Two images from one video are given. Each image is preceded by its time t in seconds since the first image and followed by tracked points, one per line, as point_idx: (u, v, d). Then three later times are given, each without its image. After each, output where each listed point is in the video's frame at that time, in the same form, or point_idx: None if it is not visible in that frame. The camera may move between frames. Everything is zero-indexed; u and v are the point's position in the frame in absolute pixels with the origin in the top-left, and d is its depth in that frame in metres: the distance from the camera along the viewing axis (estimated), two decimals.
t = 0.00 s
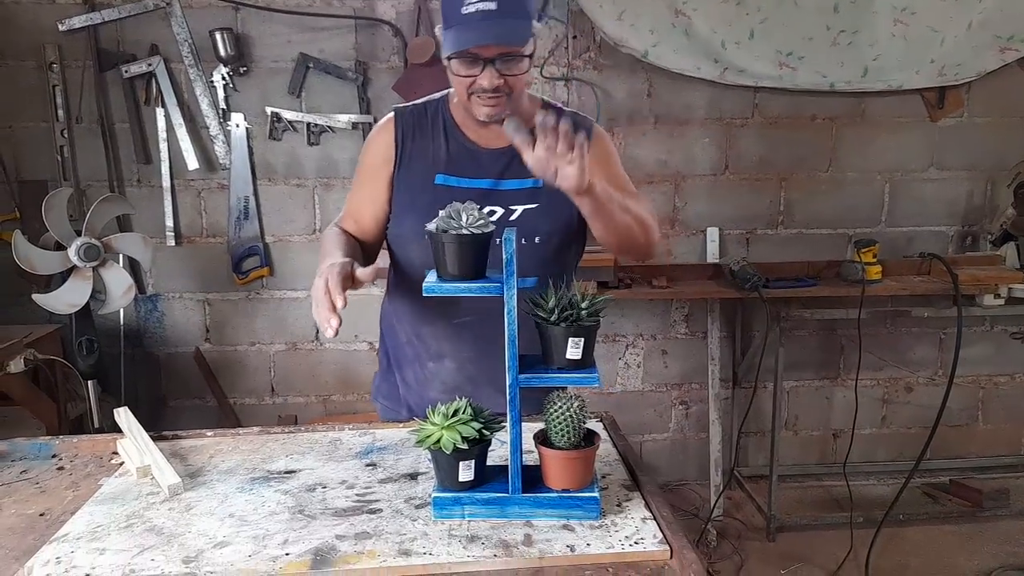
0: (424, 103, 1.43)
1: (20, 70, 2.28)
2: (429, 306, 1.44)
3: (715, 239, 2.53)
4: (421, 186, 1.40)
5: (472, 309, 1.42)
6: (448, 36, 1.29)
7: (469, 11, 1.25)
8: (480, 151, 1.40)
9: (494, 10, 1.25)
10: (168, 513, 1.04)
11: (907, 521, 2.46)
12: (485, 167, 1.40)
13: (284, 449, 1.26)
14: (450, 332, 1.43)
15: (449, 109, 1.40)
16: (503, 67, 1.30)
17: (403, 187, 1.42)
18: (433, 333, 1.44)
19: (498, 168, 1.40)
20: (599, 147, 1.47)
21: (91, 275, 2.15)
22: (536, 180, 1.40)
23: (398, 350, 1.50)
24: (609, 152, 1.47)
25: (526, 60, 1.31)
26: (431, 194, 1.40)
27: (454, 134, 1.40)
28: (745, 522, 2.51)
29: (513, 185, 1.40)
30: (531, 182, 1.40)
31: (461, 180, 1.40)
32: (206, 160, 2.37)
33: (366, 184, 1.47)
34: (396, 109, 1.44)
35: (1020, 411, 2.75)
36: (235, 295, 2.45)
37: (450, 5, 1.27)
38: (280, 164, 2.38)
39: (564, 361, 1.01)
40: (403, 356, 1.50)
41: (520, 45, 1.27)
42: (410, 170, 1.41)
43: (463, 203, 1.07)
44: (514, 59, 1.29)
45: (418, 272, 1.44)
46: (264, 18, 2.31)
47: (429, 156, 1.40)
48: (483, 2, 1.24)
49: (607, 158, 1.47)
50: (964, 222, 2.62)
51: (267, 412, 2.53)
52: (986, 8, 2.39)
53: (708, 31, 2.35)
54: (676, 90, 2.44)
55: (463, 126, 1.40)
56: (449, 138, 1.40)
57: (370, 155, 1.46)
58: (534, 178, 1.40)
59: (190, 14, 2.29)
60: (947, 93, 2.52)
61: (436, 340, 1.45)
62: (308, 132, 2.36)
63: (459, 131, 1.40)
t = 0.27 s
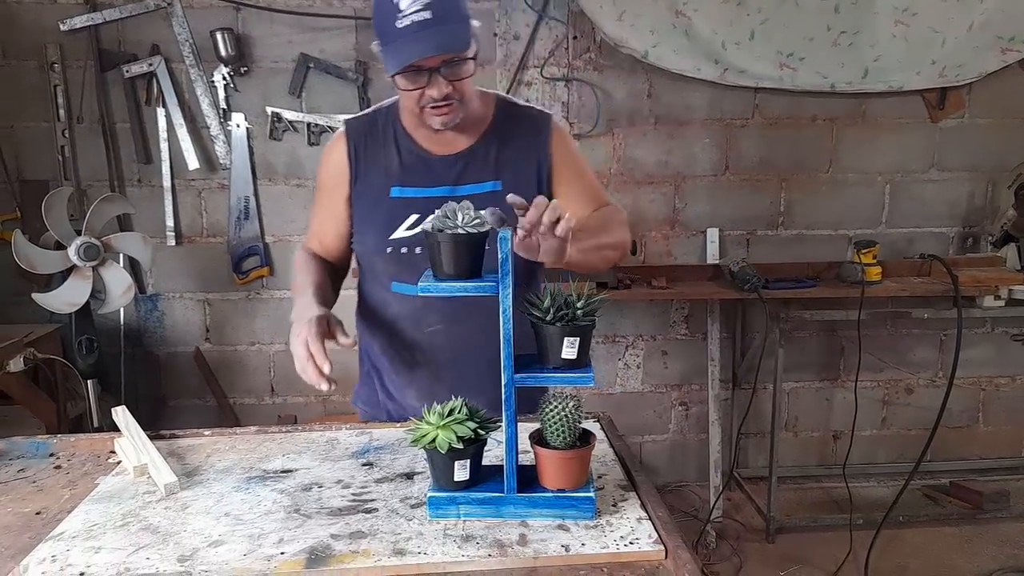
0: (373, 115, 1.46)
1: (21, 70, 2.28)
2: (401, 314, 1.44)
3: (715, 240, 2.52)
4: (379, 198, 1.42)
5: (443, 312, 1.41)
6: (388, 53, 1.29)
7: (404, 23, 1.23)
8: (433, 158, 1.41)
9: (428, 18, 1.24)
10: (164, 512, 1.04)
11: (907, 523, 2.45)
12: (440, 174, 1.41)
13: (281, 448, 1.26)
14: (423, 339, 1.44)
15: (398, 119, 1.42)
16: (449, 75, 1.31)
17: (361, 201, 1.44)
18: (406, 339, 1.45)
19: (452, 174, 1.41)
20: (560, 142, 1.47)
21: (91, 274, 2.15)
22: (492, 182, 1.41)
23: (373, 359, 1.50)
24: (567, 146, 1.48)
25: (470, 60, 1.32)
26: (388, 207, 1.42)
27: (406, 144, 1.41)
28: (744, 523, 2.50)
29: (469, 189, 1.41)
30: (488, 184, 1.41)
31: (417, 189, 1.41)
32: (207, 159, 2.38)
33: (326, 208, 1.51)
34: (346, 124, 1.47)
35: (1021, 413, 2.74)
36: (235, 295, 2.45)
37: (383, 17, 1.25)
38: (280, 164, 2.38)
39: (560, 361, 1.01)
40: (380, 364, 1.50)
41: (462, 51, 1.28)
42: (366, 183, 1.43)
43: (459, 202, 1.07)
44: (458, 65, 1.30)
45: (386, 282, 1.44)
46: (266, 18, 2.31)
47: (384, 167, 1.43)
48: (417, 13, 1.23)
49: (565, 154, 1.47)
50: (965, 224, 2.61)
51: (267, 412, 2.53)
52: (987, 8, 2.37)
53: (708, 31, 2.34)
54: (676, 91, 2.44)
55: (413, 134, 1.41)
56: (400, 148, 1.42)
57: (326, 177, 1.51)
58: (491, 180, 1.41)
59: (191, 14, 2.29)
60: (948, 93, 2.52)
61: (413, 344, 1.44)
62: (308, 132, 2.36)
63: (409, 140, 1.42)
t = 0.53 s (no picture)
0: (317, 132, 1.41)
1: (28, 77, 2.31)
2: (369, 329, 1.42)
3: (714, 247, 2.54)
4: (334, 216, 1.38)
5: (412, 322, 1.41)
6: (332, 71, 1.21)
7: (346, 35, 1.19)
8: (385, 171, 1.37)
9: (370, 28, 1.18)
10: (168, 514, 1.06)
11: (906, 528, 2.47)
12: (394, 186, 1.38)
13: (284, 452, 1.28)
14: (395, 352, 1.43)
15: (346, 134, 1.38)
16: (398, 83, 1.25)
17: (316, 221, 1.40)
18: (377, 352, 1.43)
19: (406, 185, 1.38)
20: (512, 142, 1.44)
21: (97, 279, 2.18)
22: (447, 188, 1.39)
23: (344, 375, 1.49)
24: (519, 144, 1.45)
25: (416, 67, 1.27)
26: (346, 226, 1.38)
27: (356, 159, 1.37)
28: (744, 528, 2.51)
29: (425, 198, 1.38)
30: (443, 191, 1.39)
31: (373, 204, 1.38)
32: (212, 166, 2.40)
33: (275, 229, 1.43)
34: (290, 143, 1.41)
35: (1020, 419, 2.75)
36: (240, 300, 2.47)
37: (323, 40, 1.21)
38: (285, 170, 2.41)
39: (560, 366, 1.03)
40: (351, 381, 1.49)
41: (407, 54, 1.22)
42: (319, 203, 1.38)
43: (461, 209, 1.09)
44: (404, 71, 1.25)
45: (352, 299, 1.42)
46: (271, 26, 2.34)
47: (336, 185, 1.38)
48: (358, 24, 1.18)
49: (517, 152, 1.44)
50: (964, 231, 2.63)
51: (270, 416, 2.55)
52: (985, 18, 2.40)
53: (709, 40, 2.36)
54: (676, 99, 2.46)
55: (361, 147, 1.38)
56: (350, 163, 1.38)
57: (270, 198, 1.43)
58: (445, 186, 1.39)
59: (197, 22, 2.32)
60: (947, 102, 2.53)
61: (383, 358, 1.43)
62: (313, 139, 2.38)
63: (359, 154, 1.37)
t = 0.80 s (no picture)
0: (277, 142, 1.34)
1: (33, 79, 2.32)
2: (350, 337, 1.41)
3: (718, 249, 2.52)
4: (305, 230, 1.34)
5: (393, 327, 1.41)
6: (292, 78, 1.17)
7: (301, 40, 1.14)
8: (354, 179, 1.34)
9: (326, 30, 1.14)
10: (170, 514, 1.06)
11: (909, 531, 2.46)
12: (365, 195, 1.35)
13: (287, 452, 1.28)
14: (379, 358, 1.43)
15: (309, 144, 1.33)
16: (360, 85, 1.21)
17: (287, 236, 1.35)
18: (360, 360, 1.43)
19: (377, 193, 1.35)
20: (475, 141, 1.45)
21: (101, 280, 2.19)
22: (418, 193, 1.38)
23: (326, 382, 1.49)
24: (482, 144, 1.47)
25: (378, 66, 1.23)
26: (318, 238, 1.34)
27: (322, 169, 1.33)
28: (746, 531, 2.51)
29: (398, 204, 1.37)
30: (415, 197, 1.38)
31: (345, 215, 1.34)
32: (216, 168, 2.41)
33: (240, 245, 1.35)
34: (248, 155, 1.34)
35: None
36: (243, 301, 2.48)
37: (278, 46, 1.17)
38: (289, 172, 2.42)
39: (562, 367, 1.03)
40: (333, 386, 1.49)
41: (367, 55, 1.18)
42: (288, 217, 1.33)
43: (464, 210, 1.09)
44: (366, 73, 1.20)
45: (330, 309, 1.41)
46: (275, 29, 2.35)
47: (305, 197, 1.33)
48: (314, 27, 1.14)
49: (480, 151, 1.46)
50: (967, 234, 2.62)
51: (273, 416, 2.56)
52: (989, 21, 2.40)
53: (712, 43, 2.36)
54: (680, 102, 2.47)
55: (326, 157, 1.33)
56: (317, 173, 1.33)
57: (231, 212, 1.35)
58: (416, 191, 1.38)
59: (202, 25, 2.33)
60: (950, 105, 2.53)
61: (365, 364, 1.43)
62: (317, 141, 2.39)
63: (326, 164, 1.33)
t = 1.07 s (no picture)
0: (250, 148, 1.31)
1: (33, 75, 2.32)
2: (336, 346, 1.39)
3: (717, 247, 2.53)
4: (288, 236, 1.31)
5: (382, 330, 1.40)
6: (264, 74, 1.16)
7: (272, 35, 1.14)
8: (335, 183, 1.31)
9: (296, 24, 1.14)
10: (171, 510, 1.06)
11: (908, 529, 2.46)
12: (347, 199, 1.33)
13: (287, 448, 1.28)
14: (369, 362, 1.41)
15: (285, 149, 1.31)
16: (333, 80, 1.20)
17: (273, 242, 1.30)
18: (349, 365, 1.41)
19: (359, 198, 1.34)
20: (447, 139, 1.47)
21: (101, 276, 2.18)
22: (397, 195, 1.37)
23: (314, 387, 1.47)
24: (455, 142, 1.49)
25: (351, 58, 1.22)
26: (303, 245, 1.31)
27: (302, 173, 1.30)
28: (745, 528, 2.51)
29: (380, 207, 1.36)
30: (394, 199, 1.37)
31: (328, 219, 1.32)
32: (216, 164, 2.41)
33: (224, 249, 1.25)
34: (221, 163, 1.29)
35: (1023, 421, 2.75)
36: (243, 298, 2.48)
37: (248, 42, 1.16)
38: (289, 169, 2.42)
39: (562, 364, 1.03)
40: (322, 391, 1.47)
41: (339, 47, 1.17)
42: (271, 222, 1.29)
43: (465, 206, 1.09)
44: (338, 67, 1.20)
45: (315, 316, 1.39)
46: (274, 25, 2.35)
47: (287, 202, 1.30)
48: (285, 20, 1.14)
49: (454, 149, 1.48)
50: (967, 232, 2.63)
51: (273, 413, 2.56)
52: (990, 20, 2.40)
53: (712, 41, 2.36)
54: (680, 99, 2.47)
55: (304, 160, 1.31)
56: (297, 178, 1.30)
57: (206, 219, 1.27)
58: (396, 194, 1.37)
59: (202, 21, 2.33)
60: (951, 103, 2.53)
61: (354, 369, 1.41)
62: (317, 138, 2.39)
63: (305, 168, 1.31)
